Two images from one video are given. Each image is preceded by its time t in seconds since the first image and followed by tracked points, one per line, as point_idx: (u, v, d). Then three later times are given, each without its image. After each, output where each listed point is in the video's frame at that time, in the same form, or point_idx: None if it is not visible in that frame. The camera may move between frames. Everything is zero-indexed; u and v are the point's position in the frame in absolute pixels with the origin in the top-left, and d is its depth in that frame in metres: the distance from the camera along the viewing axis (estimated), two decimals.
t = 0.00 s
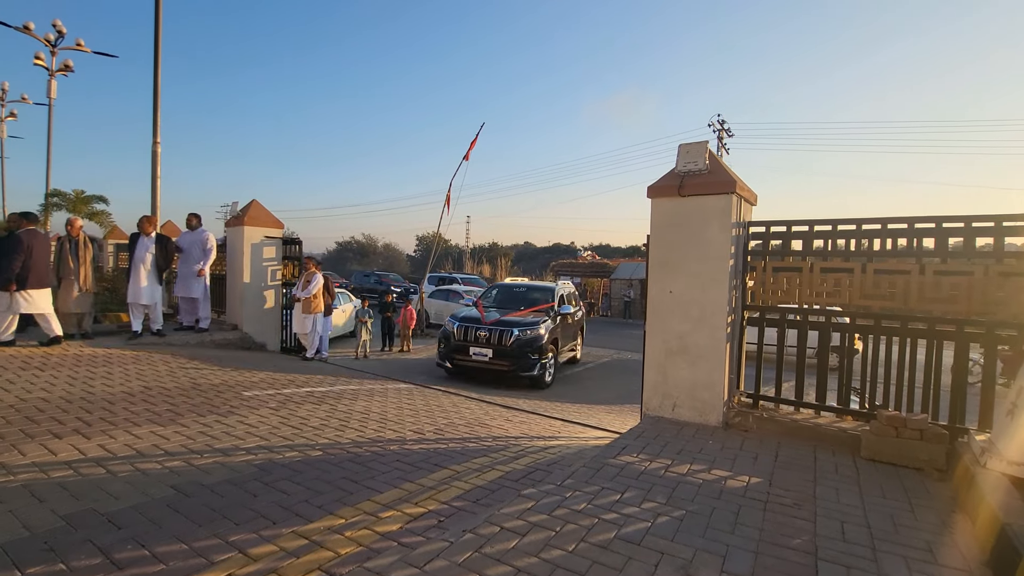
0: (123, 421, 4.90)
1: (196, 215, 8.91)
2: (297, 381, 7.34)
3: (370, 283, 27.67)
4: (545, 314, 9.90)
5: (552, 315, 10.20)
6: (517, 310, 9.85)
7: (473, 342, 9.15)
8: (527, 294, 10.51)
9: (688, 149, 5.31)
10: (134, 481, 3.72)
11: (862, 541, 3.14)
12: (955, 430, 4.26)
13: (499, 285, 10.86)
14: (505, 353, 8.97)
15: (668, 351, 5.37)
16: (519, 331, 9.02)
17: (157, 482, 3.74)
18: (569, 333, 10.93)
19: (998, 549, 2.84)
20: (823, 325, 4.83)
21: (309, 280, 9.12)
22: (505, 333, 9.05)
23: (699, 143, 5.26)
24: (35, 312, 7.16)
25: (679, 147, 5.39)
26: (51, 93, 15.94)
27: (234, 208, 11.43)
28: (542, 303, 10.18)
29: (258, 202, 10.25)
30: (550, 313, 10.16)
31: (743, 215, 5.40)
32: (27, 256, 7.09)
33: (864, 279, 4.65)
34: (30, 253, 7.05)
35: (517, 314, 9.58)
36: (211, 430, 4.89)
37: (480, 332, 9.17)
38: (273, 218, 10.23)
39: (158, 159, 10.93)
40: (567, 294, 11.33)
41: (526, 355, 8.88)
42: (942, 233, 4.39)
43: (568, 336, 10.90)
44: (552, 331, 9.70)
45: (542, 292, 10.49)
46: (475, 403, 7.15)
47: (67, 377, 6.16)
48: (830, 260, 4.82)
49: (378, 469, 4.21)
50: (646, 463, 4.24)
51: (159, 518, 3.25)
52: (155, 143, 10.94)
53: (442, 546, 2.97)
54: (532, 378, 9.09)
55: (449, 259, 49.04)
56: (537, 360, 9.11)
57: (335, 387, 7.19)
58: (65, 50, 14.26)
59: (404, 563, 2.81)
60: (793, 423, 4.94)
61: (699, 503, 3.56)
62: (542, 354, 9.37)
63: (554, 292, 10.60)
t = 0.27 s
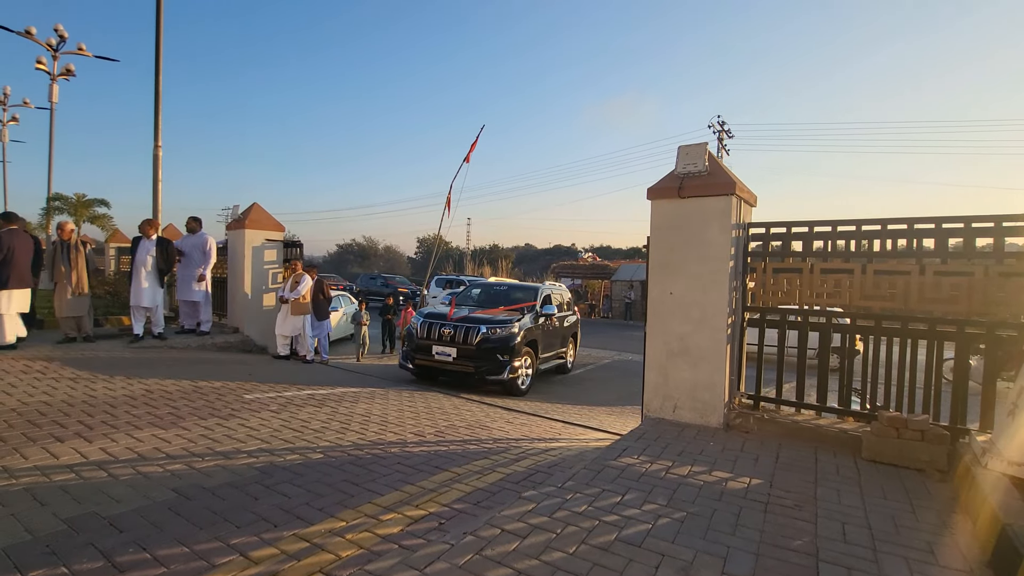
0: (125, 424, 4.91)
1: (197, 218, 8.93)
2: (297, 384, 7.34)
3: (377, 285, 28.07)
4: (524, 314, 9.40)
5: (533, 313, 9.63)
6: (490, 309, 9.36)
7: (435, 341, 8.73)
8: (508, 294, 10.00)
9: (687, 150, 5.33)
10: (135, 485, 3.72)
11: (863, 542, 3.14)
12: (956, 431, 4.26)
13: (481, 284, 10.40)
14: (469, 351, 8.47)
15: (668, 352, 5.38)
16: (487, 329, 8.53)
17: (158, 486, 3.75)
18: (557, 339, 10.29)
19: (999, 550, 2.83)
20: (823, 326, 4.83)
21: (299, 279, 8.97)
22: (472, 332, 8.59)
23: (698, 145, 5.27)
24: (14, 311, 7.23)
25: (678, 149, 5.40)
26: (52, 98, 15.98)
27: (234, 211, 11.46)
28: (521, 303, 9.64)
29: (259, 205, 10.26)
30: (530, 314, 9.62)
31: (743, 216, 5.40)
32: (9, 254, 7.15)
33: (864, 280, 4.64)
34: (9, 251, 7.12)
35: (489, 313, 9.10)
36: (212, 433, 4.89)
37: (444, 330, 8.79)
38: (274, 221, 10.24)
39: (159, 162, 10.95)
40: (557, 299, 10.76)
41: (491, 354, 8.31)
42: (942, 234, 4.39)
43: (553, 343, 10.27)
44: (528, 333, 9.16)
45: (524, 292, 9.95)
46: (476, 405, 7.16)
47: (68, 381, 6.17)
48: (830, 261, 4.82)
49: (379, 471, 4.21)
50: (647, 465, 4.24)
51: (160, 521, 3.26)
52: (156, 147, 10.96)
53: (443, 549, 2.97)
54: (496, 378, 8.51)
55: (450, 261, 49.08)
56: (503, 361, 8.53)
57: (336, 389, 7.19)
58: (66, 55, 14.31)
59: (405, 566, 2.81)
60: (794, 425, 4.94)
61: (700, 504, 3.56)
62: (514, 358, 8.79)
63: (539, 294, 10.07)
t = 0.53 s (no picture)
0: (125, 427, 4.91)
1: (197, 221, 8.93)
2: (297, 386, 7.34)
3: (384, 287, 28.78)
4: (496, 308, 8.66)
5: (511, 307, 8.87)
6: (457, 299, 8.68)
7: (389, 331, 7.98)
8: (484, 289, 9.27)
9: (687, 152, 5.34)
10: (136, 487, 3.72)
11: (864, 543, 3.13)
12: (957, 432, 4.26)
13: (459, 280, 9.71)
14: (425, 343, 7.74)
15: (669, 354, 5.38)
16: (446, 318, 7.81)
17: (159, 488, 3.75)
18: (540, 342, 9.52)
19: (1000, 551, 2.83)
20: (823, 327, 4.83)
21: (287, 278, 9.01)
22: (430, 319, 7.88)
23: (698, 146, 5.28)
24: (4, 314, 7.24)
25: (678, 151, 5.41)
26: (52, 101, 16.00)
27: (235, 213, 11.47)
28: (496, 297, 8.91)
29: (259, 207, 10.27)
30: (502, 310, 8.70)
31: (742, 217, 5.41)
32: None
33: (864, 281, 4.65)
34: None
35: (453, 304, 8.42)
36: (213, 435, 4.89)
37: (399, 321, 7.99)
38: (274, 223, 10.25)
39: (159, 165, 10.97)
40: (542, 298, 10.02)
41: (449, 346, 7.61)
42: (942, 234, 4.39)
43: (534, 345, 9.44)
44: (500, 328, 8.42)
45: (501, 286, 9.21)
46: (476, 407, 7.16)
47: (68, 384, 6.17)
48: (830, 262, 4.83)
49: (379, 473, 4.21)
50: (647, 466, 4.24)
51: (161, 523, 3.26)
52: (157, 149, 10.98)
53: (443, 550, 2.97)
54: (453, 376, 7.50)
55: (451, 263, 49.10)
56: (463, 357, 7.60)
57: (336, 392, 7.19)
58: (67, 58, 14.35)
59: (405, 567, 2.82)
60: (794, 426, 4.94)
61: (700, 505, 3.56)
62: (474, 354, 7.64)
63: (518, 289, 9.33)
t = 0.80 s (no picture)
0: (126, 429, 4.91)
1: (197, 224, 8.94)
2: (296, 388, 7.33)
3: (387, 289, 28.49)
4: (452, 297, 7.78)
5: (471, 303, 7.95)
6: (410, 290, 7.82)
7: (327, 320, 7.38)
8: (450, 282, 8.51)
9: (687, 154, 5.34)
10: (136, 490, 3.72)
11: (865, 545, 3.13)
12: (958, 433, 4.26)
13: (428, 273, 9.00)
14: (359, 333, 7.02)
15: (669, 355, 5.38)
16: (385, 306, 7.07)
17: (160, 491, 3.75)
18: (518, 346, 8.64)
19: (1002, 553, 2.82)
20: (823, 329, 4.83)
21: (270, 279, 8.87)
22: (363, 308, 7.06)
23: (698, 148, 5.28)
24: None
25: (677, 152, 5.41)
26: (54, 104, 16.05)
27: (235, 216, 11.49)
28: (457, 288, 8.23)
29: (259, 209, 10.28)
30: (464, 301, 7.76)
31: (742, 219, 5.41)
32: None
33: (864, 282, 4.65)
34: None
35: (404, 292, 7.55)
36: (213, 438, 4.89)
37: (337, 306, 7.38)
38: (274, 225, 10.25)
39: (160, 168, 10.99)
40: (523, 297, 9.21)
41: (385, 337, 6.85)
42: (942, 236, 4.40)
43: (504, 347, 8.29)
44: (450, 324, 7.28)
45: (469, 278, 8.53)
46: (476, 409, 7.15)
47: (69, 386, 6.17)
48: (830, 263, 4.83)
49: (380, 476, 4.21)
50: (648, 468, 4.24)
51: (162, 526, 3.26)
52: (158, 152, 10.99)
53: (443, 553, 2.97)
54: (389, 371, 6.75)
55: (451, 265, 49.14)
56: (401, 348, 6.81)
57: (336, 394, 7.18)
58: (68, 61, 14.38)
59: (406, 570, 2.81)
60: (795, 427, 4.93)
61: (701, 508, 3.56)
62: (419, 347, 6.89)
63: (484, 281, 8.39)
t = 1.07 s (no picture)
0: (125, 432, 4.90)
1: (198, 225, 8.95)
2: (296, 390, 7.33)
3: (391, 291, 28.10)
4: (398, 288, 6.95)
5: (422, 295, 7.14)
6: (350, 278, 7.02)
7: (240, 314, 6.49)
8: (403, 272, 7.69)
9: (687, 155, 5.34)
10: (135, 492, 3.71)
11: (866, 547, 3.12)
12: (958, 435, 4.25)
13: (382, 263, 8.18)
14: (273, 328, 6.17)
15: (669, 357, 5.37)
16: (302, 297, 6.19)
17: (159, 493, 3.74)
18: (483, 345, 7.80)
19: (1003, 555, 2.81)
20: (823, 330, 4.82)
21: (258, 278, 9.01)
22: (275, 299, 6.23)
23: (697, 150, 5.28)
24: None
25: (677, 154, 5.40)
26: (54, 107, 16.07)
27: (236, 218, 11.50)
28: (407, 280, 7.37)
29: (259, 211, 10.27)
30: (414, 293, 7.01)
31: (742, 220, 5.40)
32: None
33: (864, 284, 4.64)
34: None
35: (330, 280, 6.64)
36: (213, 440, 4.89)
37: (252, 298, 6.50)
38: (274, 227, 10.25)
39: (160, 170, 11.00)
40: (493, 292, 8.35)
41: (298, 333, 5.99)
42: (942, 238, 4.39)
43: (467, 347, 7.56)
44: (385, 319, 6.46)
45: (424, 270, 7.69)
46: (476, 411, 7.14)
47: (68, 388, 6.17)
48: (830, 265, 4.82)
49: (379, 478, 4.20)
50: (648, 470, 4.23)
51: (161, 528, 3.25)
52: (158, 154, 11.00)
53: (443, 556, 2.96)
54: (304, 372, 5.89)
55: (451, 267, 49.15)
56: (319, 347, 5.96)
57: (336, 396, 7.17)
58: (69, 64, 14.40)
59: (404, 573, 2.81)
60: (796, 429, 4.92)
61: (701, 510, 3.55)
62: (340, 345, 6.06)
63: (439, 273, 7.56)
